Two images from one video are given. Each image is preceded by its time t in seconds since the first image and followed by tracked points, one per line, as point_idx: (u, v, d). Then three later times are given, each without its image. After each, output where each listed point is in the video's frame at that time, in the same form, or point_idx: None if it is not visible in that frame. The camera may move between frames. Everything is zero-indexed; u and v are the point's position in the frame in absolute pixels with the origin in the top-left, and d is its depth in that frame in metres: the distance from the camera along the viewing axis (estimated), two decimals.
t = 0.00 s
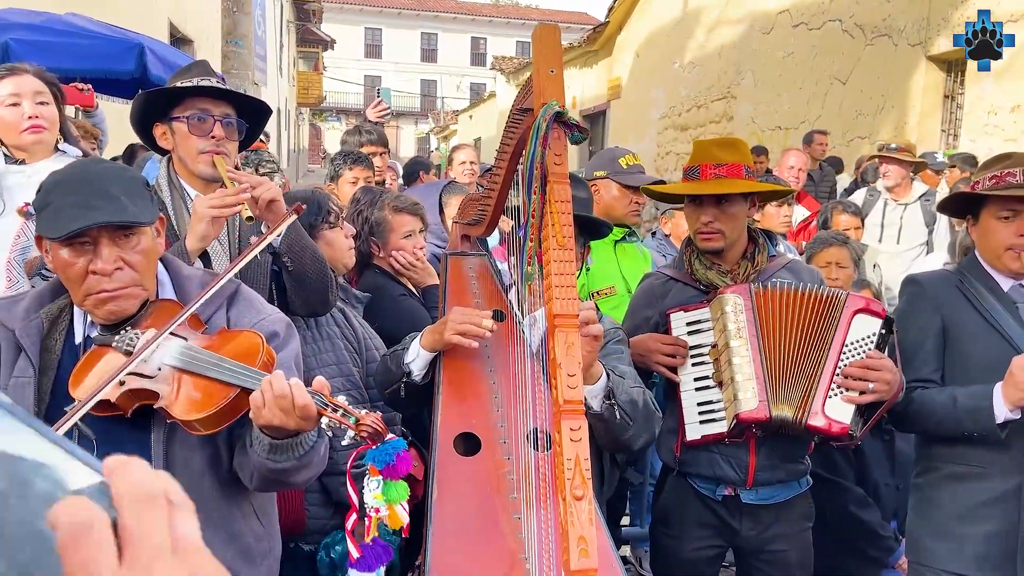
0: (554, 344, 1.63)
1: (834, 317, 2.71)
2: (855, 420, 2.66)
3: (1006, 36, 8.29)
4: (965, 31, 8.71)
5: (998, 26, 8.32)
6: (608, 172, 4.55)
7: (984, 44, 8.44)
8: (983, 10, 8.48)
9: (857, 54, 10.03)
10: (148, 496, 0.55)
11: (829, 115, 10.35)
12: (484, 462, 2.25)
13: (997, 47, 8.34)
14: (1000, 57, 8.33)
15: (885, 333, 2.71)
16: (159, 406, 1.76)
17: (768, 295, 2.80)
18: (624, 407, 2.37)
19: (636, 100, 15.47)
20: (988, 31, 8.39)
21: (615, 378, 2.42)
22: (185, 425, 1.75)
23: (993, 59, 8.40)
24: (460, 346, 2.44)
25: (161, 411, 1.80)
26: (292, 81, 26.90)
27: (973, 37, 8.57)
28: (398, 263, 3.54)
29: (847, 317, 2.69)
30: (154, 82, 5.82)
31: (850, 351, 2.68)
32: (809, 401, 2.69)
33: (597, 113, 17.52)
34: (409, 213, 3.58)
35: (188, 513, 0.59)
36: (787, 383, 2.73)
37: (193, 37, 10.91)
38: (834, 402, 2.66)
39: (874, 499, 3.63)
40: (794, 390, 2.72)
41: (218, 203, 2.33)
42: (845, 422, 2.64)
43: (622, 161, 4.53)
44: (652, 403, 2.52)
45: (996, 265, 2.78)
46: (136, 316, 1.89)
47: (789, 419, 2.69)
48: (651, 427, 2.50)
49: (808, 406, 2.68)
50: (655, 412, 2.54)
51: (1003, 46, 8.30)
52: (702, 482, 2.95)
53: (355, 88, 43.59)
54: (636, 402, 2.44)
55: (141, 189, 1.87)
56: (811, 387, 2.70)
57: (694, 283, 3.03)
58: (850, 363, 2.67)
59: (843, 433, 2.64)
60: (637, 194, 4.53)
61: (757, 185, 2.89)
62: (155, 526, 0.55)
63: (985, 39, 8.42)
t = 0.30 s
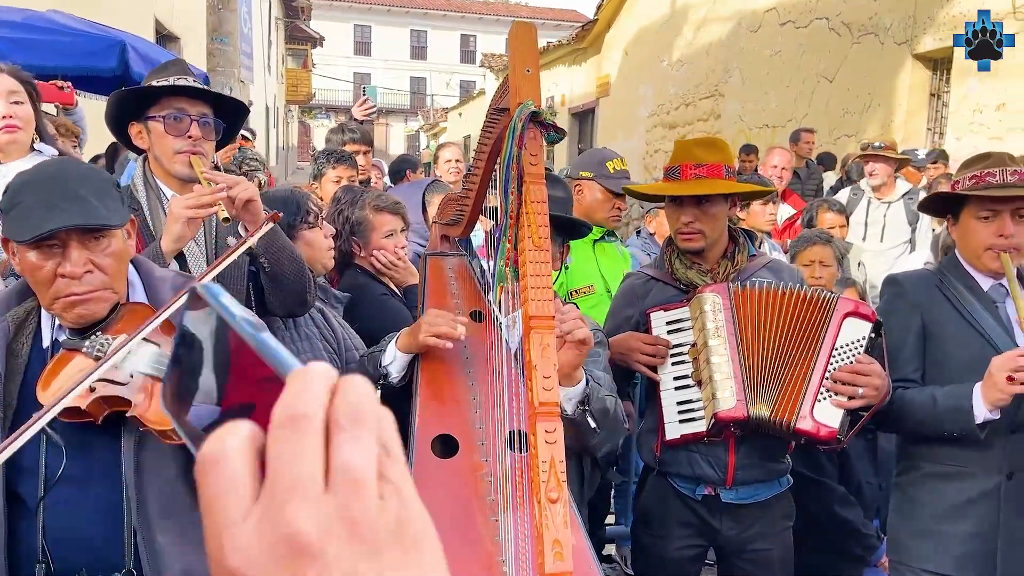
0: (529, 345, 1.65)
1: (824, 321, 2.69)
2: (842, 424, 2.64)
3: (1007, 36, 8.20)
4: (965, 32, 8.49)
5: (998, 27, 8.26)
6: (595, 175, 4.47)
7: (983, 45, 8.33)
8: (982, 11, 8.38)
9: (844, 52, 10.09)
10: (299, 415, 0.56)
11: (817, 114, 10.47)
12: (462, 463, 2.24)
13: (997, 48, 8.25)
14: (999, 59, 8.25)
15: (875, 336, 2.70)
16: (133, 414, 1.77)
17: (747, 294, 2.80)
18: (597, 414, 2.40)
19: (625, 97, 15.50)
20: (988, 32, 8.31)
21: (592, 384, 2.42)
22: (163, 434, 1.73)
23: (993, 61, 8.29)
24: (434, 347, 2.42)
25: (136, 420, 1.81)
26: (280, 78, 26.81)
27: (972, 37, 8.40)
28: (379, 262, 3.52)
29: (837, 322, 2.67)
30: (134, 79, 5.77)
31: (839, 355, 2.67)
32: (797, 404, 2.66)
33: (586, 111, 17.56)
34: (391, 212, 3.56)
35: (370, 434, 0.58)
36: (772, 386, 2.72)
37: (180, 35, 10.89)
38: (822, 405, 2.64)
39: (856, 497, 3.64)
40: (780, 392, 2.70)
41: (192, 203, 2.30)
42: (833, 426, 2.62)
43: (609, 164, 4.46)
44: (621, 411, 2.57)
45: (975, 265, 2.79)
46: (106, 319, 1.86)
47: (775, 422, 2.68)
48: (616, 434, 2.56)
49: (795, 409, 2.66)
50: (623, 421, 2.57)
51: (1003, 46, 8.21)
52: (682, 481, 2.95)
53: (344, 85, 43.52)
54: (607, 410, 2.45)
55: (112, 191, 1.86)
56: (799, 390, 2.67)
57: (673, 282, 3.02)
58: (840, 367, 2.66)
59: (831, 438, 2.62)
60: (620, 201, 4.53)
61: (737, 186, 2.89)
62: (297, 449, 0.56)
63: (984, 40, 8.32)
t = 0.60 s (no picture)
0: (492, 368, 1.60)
1: (798, 336, 2.70)
2: (816, 440, 2.63)
3: (1006, 37, 8.21)
4: (963, 31, 8.34)
5: (998, 26, 8.20)
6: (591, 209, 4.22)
7: (983, 45, 8.26)
8: (983, 10, 8.26)
9: (827, 54, 10.13)
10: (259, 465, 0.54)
11: (801, 115, 10.51)
12: (429, 483, 2.21)
13: (997, 48, 8.24)
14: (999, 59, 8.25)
15: (848, 350, 2.69)
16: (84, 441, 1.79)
17: (716, 307, 2.79)
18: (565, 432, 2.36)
19: (611, 97, 15.52)
20: (987, 32, 8.23)
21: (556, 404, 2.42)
22: (112, 459, 1.78)
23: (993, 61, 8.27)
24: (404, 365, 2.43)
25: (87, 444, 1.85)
26: (265, 76, 26.68)
27: (972, 37, 8.30)
28: (352, 273, 3.50)
29: (811, 336, 2.67)
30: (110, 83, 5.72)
31: (813, 370, 2.67)
32: (771, 419, 2.66)
33: (573, 110, 17.58)
34: (364, 222, 3.55)
35: (340, 484, 0.54)
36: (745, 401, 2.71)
37: (164, 35, 10.84)
38: (796, 420, 2.63)
39: (830, 505, 3.65)
40: (752, 406, 2.70)
41: (153, 220, 2.31)
42: (807, 442, 2.61)
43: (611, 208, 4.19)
44: (595, 418, 2.50)
45: (944, 278, 2.80)
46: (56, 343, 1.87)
47: (750, 437, 2.68)
48: (595, 445, 2.49)
49: (768, 425, 2.66)
50: (600, 428, 2.52)
51: (1003, 46, 8.21)
52: (653, 492, 2.95)
53: (331, 83, 43.35)
54: (578, 424, 2.41)
55: (58, 215, 1.89)
56: (773, 405, 2.67)
57: (645, 293, 3.03)
58: (813, 382, 2.66)
59: (806, 454, 2.61)
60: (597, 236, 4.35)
61: (707, 199, 2.90)
62: (242, 504, 0.53)
63: (983, 40, 8.26)
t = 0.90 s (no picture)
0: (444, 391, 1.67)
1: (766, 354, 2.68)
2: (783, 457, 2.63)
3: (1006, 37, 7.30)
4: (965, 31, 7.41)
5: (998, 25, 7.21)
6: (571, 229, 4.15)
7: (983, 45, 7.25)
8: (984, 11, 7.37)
9: (805, 54, 10.18)
10: None
11: (780, 115, 10.55)
12: (387, 501, 2.19)
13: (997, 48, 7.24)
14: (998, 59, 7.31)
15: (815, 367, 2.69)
16: (33, 461, 1.73)
17: (675, 319, 2.79)
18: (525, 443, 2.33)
19: (593, 95, 15.53)
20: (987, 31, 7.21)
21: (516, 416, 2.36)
22: (64, 480, 1.72)
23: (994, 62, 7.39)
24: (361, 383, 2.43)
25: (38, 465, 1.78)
26: (247, 71, 26.47)
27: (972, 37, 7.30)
28: (319, 283, 3.46)
29: (779, 353, 2.66)
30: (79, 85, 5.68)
31: (782, 388, 2.66)
32: (740, 437, 2.64)
33: (555, 107, 17.58)
34: (330, 231, 3.52)
35: None
36: (713, 416, 2.70)
37: (140, 32, 10.72)
38: (764, 438, 2.62)
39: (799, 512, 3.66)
40: (718, 421, 2.69)
41: (106, 236, 2.30)
42: (774, 459, 2.61)
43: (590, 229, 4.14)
44: (555, 432, 2.48)
45: (905, 290, 2.82)
46: None
47: (718, 454, 2.66)
48: (555, 458, 2.47)
49: (737, 443, 2.63)
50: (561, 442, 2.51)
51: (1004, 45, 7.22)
52: (617, 504, 2.94)
53: (314, 79, 43.11)
54: (539, 437, 2.39)
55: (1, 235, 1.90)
56: (741, 422, 2.65)
57: (608, 304, 3.02)
58: (782, 400, 2.65)
59: (773, 471, 2.61)
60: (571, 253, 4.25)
61: (671, 212, 2.91)
62: None
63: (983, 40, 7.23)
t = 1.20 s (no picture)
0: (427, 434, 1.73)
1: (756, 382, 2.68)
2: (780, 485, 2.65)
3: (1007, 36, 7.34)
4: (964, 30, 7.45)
5: (998, 25, 7.29)
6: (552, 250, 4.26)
7: (983, 45, 7.37)
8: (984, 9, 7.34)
9: (788, 58, 10.25)
10: None
11: (763, 118, 10.63)
12: (371, 533, 2.21)
13: (996, 48, 7.35)
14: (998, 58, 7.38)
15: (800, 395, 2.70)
16: (20, 504, 1.74)
17: (657, 345, 2.83)
18: (504, 485, 2.35)
19: (577, 96, 15.58)
20: (987, 31, 7.33)
21: (500, 454, 2.38)
22: (51, 523, 1.73)
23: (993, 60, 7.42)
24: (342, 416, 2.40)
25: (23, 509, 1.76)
26: (230, 70, 26.31)
27: (972, 37, 7.39)
28: (304, 304, 3.46)
29: (768, 380, 2.67)
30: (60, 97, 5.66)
31: (772, 417, 2.66)
32: (736, 467, 2.65)
33: (540, 107, 17.61)
34: (315, 252, 3.51)
35: None
36: (701, 446, 2.71)
37: (121, 34, 10.65)
38: (761, 467, 2.63)
39: (781, 528, 3.70)
40: (706, 451, 2.70)
41: (89, 273, 2.29)
42: (771, 487, 2.62)
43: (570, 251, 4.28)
44: (535, 473, 2.52)
45: (881, 315, 2.86)
46: None
47: (717, 486, 2.66)
48: (531, 500, 2.52)
49: (734, 474, 2.65)
50: (539, 483, 2.54)
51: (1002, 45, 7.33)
52: (600, 527, 2.97)
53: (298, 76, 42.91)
54: (519, 479, 2.42)
55: None
56: (737, 451, 2.66)
57: (590, 327, 3.04)
58: (774, 427, 2.65)
59: (770, 499, 2.62)
60: (552, 275, 4.36)
61: (654, 239, 2.94)
62: None
63: (983, 39, 7.35)
